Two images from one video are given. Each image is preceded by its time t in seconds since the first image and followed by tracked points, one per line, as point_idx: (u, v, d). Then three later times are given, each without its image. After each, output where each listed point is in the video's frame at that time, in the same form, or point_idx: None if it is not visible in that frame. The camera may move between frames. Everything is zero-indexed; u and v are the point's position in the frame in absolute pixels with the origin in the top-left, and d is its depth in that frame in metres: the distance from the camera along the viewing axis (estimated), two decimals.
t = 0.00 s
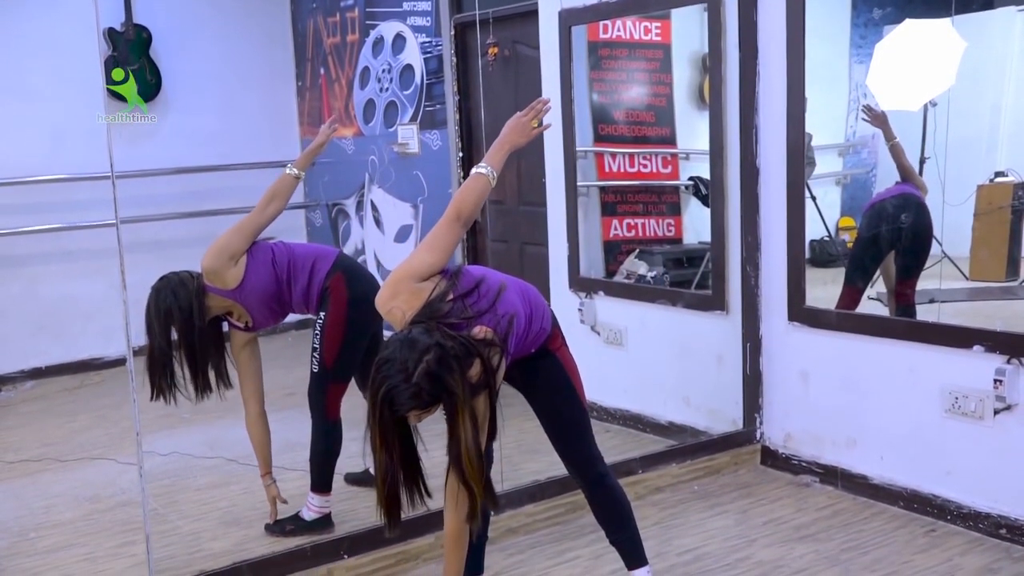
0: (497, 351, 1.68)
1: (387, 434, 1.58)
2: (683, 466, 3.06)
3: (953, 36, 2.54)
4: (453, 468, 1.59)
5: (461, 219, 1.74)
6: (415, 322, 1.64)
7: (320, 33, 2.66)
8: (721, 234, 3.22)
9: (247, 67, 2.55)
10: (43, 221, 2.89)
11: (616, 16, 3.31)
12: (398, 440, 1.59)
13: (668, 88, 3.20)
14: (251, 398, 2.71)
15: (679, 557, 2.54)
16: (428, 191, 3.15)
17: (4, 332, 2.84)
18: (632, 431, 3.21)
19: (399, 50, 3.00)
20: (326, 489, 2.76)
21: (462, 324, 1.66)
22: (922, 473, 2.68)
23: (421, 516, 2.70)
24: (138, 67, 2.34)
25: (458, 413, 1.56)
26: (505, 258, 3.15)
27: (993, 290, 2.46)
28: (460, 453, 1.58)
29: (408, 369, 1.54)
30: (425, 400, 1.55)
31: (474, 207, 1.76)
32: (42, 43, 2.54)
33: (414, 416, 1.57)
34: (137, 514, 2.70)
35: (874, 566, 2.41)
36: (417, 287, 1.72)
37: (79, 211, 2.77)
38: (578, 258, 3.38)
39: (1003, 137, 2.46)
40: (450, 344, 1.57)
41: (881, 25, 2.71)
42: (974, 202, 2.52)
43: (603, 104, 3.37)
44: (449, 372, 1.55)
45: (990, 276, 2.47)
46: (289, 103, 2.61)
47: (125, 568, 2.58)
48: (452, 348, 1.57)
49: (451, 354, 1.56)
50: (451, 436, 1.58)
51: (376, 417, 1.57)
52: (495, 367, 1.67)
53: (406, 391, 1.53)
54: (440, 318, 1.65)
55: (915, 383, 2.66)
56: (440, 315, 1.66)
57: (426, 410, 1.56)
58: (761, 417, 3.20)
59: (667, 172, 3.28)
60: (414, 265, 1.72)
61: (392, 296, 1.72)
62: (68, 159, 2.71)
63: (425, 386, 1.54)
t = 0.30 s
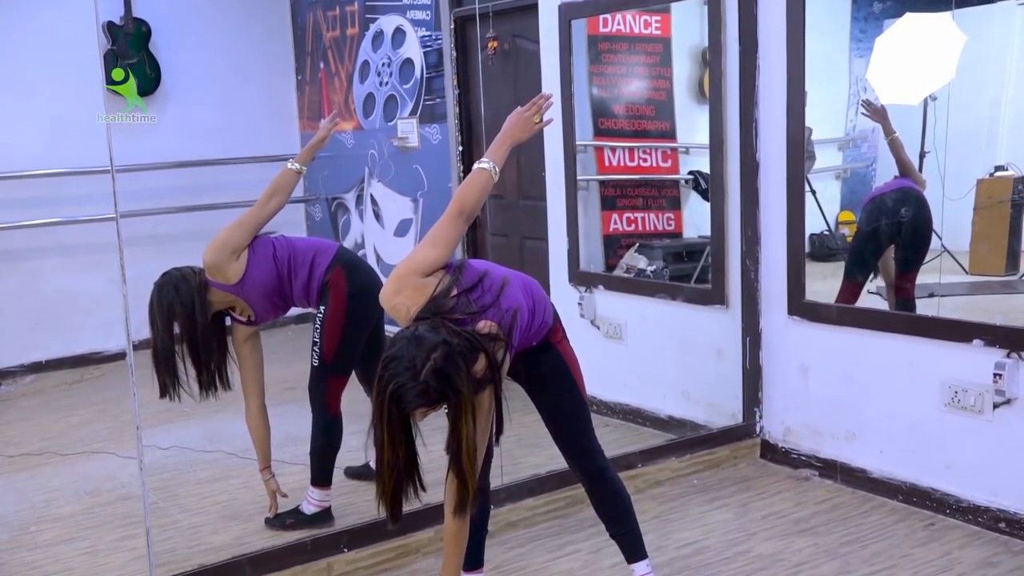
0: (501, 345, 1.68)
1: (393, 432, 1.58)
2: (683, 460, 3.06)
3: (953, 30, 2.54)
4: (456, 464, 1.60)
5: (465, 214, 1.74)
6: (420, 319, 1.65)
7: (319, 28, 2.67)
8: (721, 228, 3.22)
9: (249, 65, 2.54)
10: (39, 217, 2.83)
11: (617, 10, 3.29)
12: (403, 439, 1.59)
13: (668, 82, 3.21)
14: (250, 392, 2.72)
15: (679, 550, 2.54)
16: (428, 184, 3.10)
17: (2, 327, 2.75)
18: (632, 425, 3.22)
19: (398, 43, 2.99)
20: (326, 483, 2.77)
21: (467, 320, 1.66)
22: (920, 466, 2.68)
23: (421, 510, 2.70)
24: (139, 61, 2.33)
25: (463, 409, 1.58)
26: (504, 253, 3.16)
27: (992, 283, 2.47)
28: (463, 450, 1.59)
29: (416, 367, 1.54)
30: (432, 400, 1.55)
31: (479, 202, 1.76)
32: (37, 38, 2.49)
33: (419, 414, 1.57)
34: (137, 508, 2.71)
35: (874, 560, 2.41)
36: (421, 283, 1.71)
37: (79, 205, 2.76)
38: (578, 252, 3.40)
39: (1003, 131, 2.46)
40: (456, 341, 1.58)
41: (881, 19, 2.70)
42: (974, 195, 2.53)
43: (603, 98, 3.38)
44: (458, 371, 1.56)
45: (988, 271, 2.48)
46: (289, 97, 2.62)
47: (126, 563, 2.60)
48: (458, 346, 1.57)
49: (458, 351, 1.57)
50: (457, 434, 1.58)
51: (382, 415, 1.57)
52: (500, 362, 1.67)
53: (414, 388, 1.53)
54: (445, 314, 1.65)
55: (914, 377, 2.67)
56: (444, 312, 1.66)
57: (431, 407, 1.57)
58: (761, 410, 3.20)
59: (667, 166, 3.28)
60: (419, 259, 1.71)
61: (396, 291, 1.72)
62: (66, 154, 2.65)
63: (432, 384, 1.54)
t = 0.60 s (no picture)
0: (506, 337, 1.68)
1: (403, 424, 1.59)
2: (683, 454, 3.07)
3: (953, 24, 2.54)
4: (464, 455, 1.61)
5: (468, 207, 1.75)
6: (426, 311, 1.65)
7: (318, 20, 2.65)
8: (721, 221, 3.23)
9: (246, 59, 2.51)
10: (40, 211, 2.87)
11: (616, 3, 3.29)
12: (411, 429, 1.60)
13: (669, 76, 3.18)
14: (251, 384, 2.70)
15: (678, 544, 2.54)
16: (428, 177, 3.10)
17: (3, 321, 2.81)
18: (632, 418, 3.22)
19: (398, 36, 2.98)
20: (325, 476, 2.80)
21: (472, 312, 1.66)
22: (919, 460, 2.69)
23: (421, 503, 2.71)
24: (138, 54, 2.32)
25: (468, 400, 1.58)
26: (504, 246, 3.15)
27: (991, 277, 2.47)
28: (470, 439, 1.60)
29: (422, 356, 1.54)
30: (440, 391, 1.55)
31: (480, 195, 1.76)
32: (35, 31, 2.49)
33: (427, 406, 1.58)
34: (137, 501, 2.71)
35: (873, 553, 2.42)
36: (426, 275, 1.72)
37: (77, 199, 2.74)
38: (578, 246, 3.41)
39: (1003, 124, 2.46)
40: (463, 332, 1.58)
41: (881, 12, 2.70)
42: (974, 189, 2.52)
43: (603, 91, 3.35)
44: (466, 362, 1.56)
45: (987, 264, 2.48)
46: (287, 90, 2.59)
47: (125, 555, 2.59)
48: (466, 337, 1.58)
49: (465, 342, 1.57)
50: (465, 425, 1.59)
51: (390, 404, 1.58)
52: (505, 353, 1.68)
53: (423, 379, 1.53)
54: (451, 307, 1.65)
55: (913, 370, 2.67)
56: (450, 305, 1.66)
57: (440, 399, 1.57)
58: (761, 404, 3.21)
59: (667, 159, 3.27)
60: (423, 252, 1.72)
61: (401, 284, 1.73)
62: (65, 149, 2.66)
63: (440, 374, 1.55)
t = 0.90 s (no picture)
0: (517, 305, 1.63)
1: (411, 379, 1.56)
2: (682, 447, 3.07)
3: (953, 16, 2.55)
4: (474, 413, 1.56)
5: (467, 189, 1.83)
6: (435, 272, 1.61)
7: (318, 11, 2.63)
8: (721, 214, 3.21)
9: (244, 53, 2.51)
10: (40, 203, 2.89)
11: None
12: (418, 387, 1.56)
13: (668, 69, 3.21)
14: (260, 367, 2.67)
15: (676, 537, 2.55)
16: (427, 170, 3.14)
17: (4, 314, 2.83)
18: (631, 412, 3.23)
19: (397, 29, 3.03)
20: (324, 469, 2.79)
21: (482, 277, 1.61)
22: (919, 453, 2.69)
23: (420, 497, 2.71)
24: (137, 48, 2.26)
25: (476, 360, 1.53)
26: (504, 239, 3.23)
27: (992, 270, 2.48)
28: (478, 401, 1.56)
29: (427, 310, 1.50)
30: (450, 347, 1.50)
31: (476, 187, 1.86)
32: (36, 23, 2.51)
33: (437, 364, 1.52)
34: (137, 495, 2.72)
35: (870, 546, 2.42)
36: (432, 248, 1.72)
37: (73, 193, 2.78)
38: (577, 237, 3.44)
39: (1003, 117, 2.46)
40: (473, 288, 1.53)
41: (881, 5, 2.70)
42: (973, 182, 2.54)
43: (603, 85, 3.38)
44: (476, 318, 1.50)
45: (987, 258, 2.50)
46: (286, 83, 2.59)
47: (125, 548, 2.50)
48: (475, 294, 1.53)
49: (475, 298, 1.52)
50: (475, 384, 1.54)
51: (399, 358, 1.55)
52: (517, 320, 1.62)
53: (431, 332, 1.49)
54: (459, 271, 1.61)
55: (913, 363, 2.67)
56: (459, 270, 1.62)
57: (449, 356, 1.52)
58: (760, 398, 3.21)
59: (667, 153, 3.29)
60: (429, 228, 1.76)
61: (409, 259, 1.73)
62: (65, 141, 2.71)
63: (450, 327, 1.49)
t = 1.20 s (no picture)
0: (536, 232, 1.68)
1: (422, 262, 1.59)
2: (683, 441, 3.07)
3: (953, 9, 2.56)
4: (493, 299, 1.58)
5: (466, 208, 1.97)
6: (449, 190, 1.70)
7: (317, 5, 2.64)
8: (721, 209, 3.21)
9: (245, 49, 2.57)
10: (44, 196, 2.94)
11: None
12: (432, 269, 1.59)
13: (668, 62, 3.19)
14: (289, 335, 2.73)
15: (676, 531, 2.55)
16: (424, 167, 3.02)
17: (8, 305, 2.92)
18: (632, 404, 3.22)
19: (397, 22, 3.02)
20: (323, 461, 2.72)
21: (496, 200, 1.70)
22: (918, 446, 2.69)
23: (420, 491, 2.69)
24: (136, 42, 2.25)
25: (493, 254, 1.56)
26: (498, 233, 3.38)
27: (991, 264, 2.48)
28: (489, 291, 1.58)
29: (457, 194, 1.57)
30: (462, 223, 1.56)
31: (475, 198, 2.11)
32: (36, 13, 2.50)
33: (448, 245, 1.57)
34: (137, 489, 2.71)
35: (870, 540, 2.42)
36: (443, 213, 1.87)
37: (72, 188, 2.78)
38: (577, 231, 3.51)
39: (1003, 111, 2.45)
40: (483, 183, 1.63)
41: None
42: (973, 176, 2.52)
43: (603, 78, 3.37)
44: (486, 201, 1.59)
45: (987, 252, 2.50)
46: (286, 76, 2.65)
47: (125, 542, 2.46)
48: (484, 187, 1.62)
49: (483, 188, 1.61)
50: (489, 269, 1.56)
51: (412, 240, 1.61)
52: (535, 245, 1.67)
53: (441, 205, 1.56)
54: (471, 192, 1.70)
55: (912, 356, 2.67)
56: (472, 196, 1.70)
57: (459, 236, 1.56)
58: (759, 392, 3.22)
59: (667, 146, 3.28)
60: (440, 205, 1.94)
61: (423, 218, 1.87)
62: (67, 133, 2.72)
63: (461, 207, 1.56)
